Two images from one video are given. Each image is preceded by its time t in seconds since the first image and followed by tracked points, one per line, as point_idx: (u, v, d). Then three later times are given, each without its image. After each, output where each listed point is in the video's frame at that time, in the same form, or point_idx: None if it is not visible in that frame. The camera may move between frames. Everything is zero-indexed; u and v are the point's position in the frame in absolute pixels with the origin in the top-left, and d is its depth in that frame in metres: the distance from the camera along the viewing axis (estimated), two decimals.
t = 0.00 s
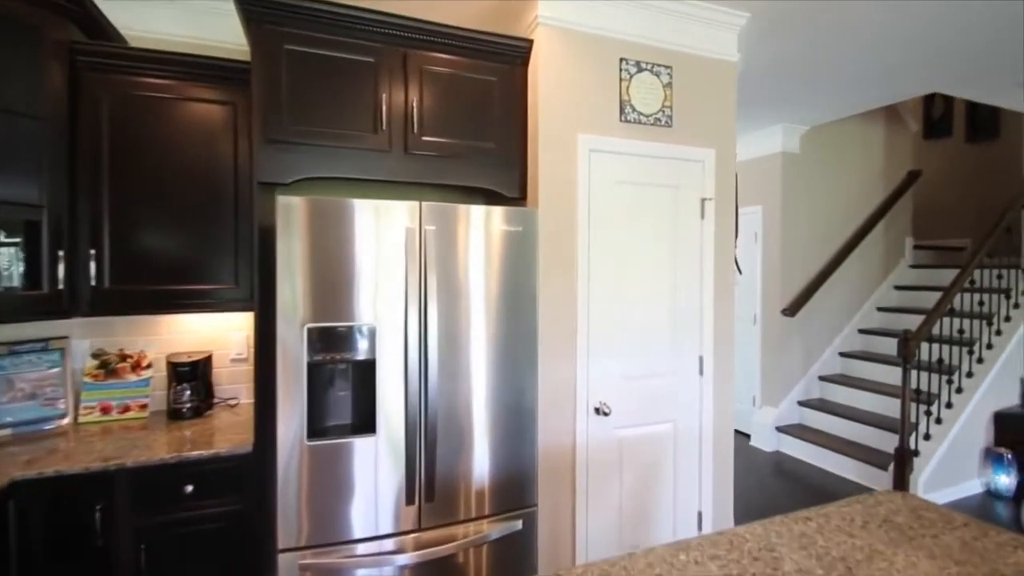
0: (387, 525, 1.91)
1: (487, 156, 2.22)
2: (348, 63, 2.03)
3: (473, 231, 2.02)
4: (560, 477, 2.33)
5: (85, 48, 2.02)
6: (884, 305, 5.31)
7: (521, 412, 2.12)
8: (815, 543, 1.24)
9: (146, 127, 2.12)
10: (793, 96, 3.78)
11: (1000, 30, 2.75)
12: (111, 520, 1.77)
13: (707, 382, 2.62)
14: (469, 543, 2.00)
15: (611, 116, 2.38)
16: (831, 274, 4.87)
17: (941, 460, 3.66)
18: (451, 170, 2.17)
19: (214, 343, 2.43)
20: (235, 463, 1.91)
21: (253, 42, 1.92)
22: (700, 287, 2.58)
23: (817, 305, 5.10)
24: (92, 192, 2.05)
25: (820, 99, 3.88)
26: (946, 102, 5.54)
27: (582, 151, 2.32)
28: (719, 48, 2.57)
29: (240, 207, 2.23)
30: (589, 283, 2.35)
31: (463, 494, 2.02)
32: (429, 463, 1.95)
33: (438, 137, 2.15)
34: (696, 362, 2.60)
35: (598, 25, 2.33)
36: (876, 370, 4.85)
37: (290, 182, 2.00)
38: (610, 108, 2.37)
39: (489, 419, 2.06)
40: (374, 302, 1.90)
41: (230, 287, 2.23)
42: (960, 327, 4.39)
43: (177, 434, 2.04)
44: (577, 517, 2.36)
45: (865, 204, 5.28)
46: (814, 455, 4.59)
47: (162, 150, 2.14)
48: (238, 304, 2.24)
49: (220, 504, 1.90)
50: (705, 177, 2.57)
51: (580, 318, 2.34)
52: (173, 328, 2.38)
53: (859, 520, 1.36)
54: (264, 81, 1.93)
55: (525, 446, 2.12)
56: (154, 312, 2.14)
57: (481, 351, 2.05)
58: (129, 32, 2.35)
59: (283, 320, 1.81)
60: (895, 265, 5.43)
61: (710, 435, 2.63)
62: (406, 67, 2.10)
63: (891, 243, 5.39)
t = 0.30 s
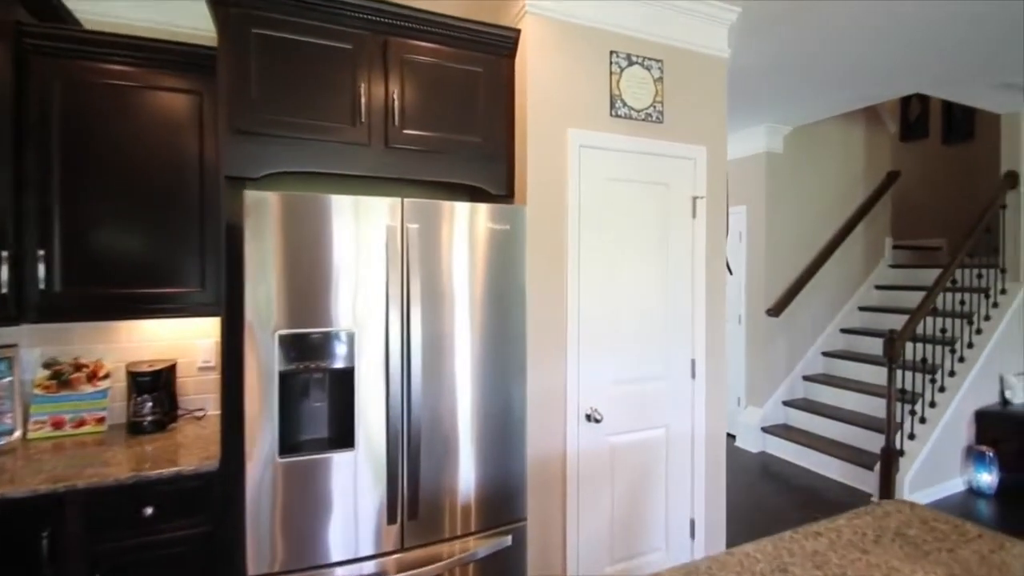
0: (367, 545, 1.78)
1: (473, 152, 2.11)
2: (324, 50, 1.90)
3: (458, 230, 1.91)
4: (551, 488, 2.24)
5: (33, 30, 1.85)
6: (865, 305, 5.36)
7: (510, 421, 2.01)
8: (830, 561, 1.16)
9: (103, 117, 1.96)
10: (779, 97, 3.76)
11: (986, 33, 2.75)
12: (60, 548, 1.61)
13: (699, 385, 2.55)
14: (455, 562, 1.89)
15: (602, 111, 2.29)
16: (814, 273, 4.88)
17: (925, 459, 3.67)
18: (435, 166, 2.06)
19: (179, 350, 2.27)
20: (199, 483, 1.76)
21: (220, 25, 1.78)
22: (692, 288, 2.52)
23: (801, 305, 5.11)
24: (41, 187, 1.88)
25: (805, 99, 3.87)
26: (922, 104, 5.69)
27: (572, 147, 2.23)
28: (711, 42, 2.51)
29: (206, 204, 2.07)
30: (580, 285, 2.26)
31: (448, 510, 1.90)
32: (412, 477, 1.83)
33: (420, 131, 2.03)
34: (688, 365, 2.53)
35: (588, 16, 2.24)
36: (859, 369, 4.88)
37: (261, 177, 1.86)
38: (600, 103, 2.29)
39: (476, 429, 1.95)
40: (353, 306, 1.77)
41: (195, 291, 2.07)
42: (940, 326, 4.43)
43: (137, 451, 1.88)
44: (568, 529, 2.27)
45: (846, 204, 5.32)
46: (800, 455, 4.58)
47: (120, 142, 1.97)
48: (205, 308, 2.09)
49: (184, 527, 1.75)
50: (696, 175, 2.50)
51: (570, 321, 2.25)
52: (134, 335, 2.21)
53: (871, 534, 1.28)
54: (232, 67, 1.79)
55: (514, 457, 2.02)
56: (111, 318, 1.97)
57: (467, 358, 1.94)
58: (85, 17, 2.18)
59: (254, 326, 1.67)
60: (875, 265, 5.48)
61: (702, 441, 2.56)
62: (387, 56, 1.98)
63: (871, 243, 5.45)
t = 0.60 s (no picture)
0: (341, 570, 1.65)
1: (455, 147, 2.00)
2: (293, 35, 1.76)
3: (438, 230, 1.80)
4: (537, 500, 2.14)
5: None
6: (841, 305, 5.42)
7: (494, 431, 1.91)
8: None
9: (46, 104, 1.77)
10: (760, 98, 3.76)
11: (971, 35, 2.73)
12: None
13: (687, 389, 2.49)
14: None
15: (588, 105, 2.21)
16: (792, 273, 4.92)
17: (903, 458, 3.71)
18: (414, 162, 1.94)
19: (135, 359, 2.10)
20: (156, 505, 1.61)
21: (177, 3, 1.62)
22: (679, 289, 2.45)
23: (779, 305, 5.14)
24: None
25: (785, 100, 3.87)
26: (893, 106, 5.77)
27: (557, 143, 2.14)
28: (697, 38, 2.45)
29: (163, 201, 1.91)
30: (566, 287, 2.17)
31: (429, 528, 1.79)
32: (390, 495, 1.71)
33: (398, 123, 1.91)
34: (676, 368, 2.46)
35: (574, 7, 2.16)
36: (836, 368, 4.93)
37: (223, 171, 1.71)
38: (586, 97, 2.20)
39: (458, 441, 1.84)
40: (325, 311, 1.64)
41: (152, 295, 1.90)
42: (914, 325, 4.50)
43: (86, 470, 1.72)
44: (554, 542, 2.17)
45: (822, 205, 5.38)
46: (780, 455, 4.59)
47: (65, 133, 1.79)
48: (163, 313, 1.92)
49: (137, 556, 1.59)
50: (683, 174, 2.44)
51: (556, 325, 2.16)
52: (84, 343, 2.02)
53: (878, 548, 1.22)
54: (190, 50, 1.64)
55: (498, 469, 1.92)
56: (56, 325, 1.79)
57: (448, 365, 1.82)
58: None
59: (215, 334, 1.53)
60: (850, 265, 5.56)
61: (690, 446, 2.50)
62: (361, 42, 1.85)
63: (846, 243, 5.52)
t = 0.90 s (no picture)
0: None
1: (437, 143, 1.89)
2: (262, 18, 1.63)
3: (420, 230, 1.69)
4: (524, 515, 2.04)
5: None
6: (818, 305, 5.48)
7: (480, 444, 1.80)
8: None
9: None
10: (744, 99, 3.74)
11: (952, 39, 2.75)
12: None
13: (676, 394, 2.43)
14: None
15: (575, 101, 2.13)
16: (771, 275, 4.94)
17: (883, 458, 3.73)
18: (393, 158, 1.83)
19: (87, 368, 1.92)
20: (107, 534, 1.45)
21: None
22: (668, 292, 2.39)
23: (759, 306, 5.16)
24: None
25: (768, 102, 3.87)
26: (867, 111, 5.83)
27: (545, 139, 2.05)
28: (686, 34, 2.40)
29: (117, 196, 1.75)
30: (554, 290, 2.08)
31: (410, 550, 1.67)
32: (368, 515, 1.59)
33: (377, 116, 1.79)
34: (665, 373, 2.40)
35: None
36: (814, 368, 4.97)
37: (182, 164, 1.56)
38: (574, 93, 2.12)
39: (442, 455, 1.73)
40: (297, 317, 1.51)
41: (106, 301, 1.72)
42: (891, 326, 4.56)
43: (31, 494, 1.55)
44: (543, 559, 2.08)
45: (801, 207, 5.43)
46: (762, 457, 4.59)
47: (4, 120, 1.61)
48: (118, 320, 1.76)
49: None
50: (671, 173, 2.38)
51: (544, 330, 2.06)
52: (30, 352, 1.84)
53: (891, 566, 1.16)
54: (146, 30, 1.49)
55: (484, 484, 1.81)
56: None
57: (430, 374, 1.71)
58: None
59: (173, 343, 1.38)
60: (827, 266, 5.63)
61: (679, 453, 2.44)
62: (337, 29, 1.73)
63: (823, 245, 5.59)
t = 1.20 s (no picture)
0: None
1: (419, 135, 1.78)
2: None
3: (401, 228, 1.57)
4: (511, 531, 1.94)
5: None
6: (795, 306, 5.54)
7: (464, 456, 1.69)
8: None
9: None
10: (727, 100, 3.72)
11: (934, 43, 2.77)
12: None
13: (665, 400, 2.36)
14: None
15: (564, 94, 2.04)
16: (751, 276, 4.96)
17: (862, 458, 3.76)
18: (371, 150, 1.71)
19: (30, 378, 1.74)
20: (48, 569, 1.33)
21: None
22: (657, 294, 2.32)
23: (739, 307, 5.18)
24: None
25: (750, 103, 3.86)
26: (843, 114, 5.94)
27: (532, 134, 1.96)
28: (676, 29, 2.33)
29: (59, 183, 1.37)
30: (541, 293, 1.99)
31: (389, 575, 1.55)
32: (343, 537, 1.46)
33: (354, 105, 1.66)
34: (654, 379, 2.33)
35: None
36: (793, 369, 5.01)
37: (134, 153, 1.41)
38: (562, 86, 2.03)
39: (423, 470, 1.62)
40: (265, 322, 1.38)
41: (51, 305, 1.37)
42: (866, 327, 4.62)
43: None
44: None
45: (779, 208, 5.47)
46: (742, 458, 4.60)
47: None
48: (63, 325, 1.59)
49: None
50: (661, 171, 2.31)
51: (531, 335, 1.97)
52: None
53: None
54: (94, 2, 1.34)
55: (467, 500, 1.70)
56: None
57: (411, 382, 1.59)
58: None
59: (123, 354, 1.23)
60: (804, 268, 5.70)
61: (668, 460, 2.37)
62: (310, 9, 1.60)
63: (800, 246, 5.65)
